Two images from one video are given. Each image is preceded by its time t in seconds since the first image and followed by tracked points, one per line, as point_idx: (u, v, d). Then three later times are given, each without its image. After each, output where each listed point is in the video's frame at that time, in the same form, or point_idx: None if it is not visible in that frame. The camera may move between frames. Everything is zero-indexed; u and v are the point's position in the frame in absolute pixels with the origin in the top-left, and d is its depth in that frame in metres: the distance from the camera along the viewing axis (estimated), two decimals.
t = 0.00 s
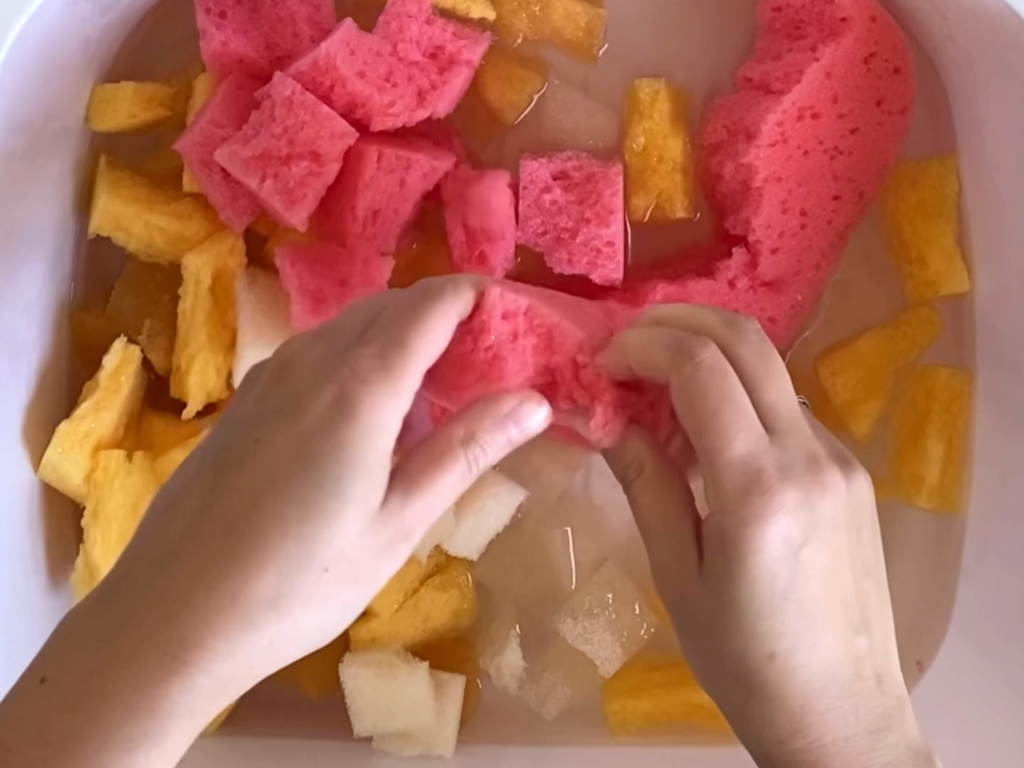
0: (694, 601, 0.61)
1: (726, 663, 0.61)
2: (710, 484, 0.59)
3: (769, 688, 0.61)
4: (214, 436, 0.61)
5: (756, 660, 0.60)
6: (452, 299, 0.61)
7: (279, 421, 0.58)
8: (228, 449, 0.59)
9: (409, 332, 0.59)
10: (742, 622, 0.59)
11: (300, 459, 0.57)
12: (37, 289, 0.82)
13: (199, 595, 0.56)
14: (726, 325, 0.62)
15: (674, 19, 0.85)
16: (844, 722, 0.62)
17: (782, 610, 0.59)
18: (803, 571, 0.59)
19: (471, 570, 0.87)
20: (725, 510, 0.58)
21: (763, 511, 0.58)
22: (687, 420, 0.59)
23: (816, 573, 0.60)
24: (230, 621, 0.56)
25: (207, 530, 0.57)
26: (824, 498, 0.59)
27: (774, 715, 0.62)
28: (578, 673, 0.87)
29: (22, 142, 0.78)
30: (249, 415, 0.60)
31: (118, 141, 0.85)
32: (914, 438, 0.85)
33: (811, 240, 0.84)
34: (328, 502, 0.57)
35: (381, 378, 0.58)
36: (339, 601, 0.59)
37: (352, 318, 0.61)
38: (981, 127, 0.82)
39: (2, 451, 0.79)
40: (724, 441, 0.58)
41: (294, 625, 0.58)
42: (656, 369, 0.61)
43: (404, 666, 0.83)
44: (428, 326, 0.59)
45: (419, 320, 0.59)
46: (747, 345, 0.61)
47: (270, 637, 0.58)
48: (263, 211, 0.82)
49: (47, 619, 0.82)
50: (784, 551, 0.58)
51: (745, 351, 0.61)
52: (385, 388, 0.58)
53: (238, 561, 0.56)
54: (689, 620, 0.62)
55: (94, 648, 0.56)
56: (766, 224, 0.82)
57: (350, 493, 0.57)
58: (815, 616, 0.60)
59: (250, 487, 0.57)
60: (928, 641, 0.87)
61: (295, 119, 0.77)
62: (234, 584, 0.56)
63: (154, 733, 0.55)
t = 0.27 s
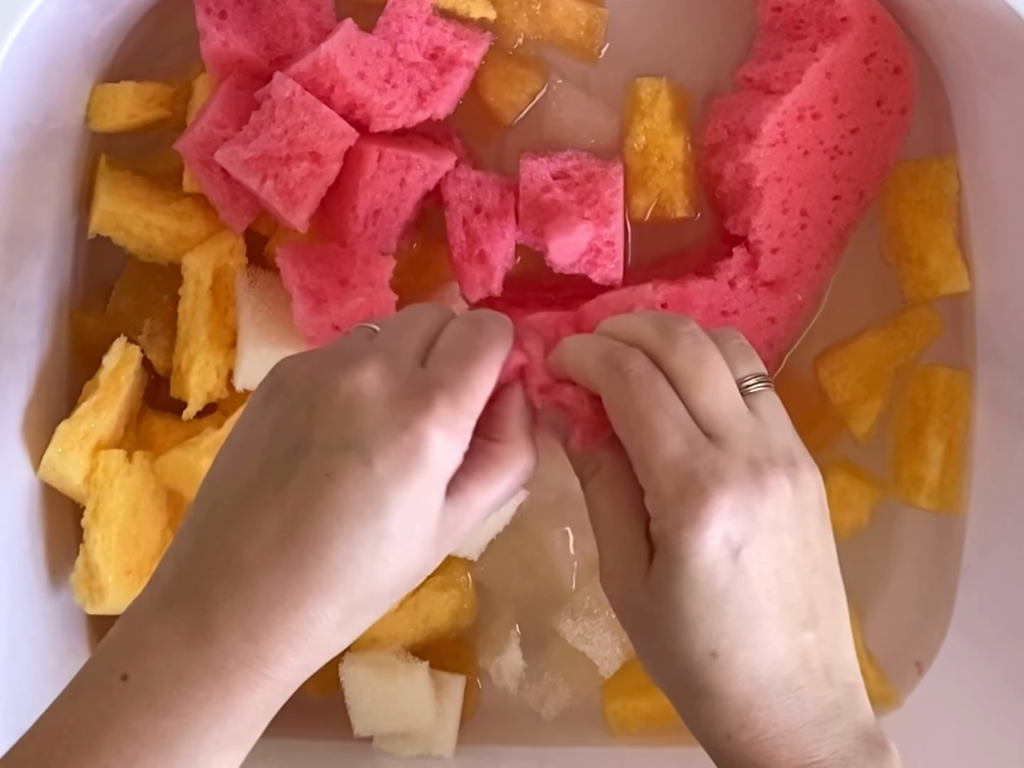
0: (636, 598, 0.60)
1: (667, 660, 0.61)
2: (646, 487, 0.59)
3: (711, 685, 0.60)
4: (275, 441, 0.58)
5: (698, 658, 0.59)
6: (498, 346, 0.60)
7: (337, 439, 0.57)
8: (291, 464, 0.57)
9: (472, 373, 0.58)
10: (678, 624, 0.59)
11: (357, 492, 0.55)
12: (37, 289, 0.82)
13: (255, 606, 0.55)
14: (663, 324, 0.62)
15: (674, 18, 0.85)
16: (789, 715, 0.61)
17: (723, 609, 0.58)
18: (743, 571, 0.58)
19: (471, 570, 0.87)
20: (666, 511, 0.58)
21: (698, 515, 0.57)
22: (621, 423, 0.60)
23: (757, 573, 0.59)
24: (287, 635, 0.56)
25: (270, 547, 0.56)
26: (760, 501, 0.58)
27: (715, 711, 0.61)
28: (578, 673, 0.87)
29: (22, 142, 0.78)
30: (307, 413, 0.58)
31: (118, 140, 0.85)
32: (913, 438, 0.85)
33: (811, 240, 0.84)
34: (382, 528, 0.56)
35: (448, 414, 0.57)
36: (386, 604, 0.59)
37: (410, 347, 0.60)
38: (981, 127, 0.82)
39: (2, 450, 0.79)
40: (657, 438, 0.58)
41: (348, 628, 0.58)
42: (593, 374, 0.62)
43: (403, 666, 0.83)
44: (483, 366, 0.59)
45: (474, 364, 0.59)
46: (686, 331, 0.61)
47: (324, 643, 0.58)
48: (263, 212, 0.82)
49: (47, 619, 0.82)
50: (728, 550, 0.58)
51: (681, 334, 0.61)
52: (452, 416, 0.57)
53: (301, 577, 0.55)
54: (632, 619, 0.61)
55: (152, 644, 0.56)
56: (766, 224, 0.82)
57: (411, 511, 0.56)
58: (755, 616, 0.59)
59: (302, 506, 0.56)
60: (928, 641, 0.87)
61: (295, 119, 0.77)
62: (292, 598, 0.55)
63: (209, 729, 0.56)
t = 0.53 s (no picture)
0: (617, 690, 0.56)
1: (654, 745, 0.56)
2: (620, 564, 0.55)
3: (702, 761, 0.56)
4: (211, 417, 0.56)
5: (692, 733, 0.55)
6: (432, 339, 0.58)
7: (250, 406, 0.54)
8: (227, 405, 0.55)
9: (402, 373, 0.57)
10: (664, 702, 0.54)
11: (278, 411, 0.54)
12: (37, 289, 0.82)
13: (214, 576, 0.53)
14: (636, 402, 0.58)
15: (674, 18, 0.85)
16: None
17: (709, 677, 0.54)
18: (723, 636, 0.54)
19: (471, 570, 0.87)
20: (644, 580, 0.53)
21: (680, 576, 0.53)
22: (580, 498, 0.56)
23: (738, 633, 0.55)
24: (240, 596, 0.54)
25: (205, 519, 0.54)
26: (744, 551, 0.54)
27: None
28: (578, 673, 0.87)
29: (22, 143, 0.78)
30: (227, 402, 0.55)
31: (119, 140, 0.85)
32: (913, 438, 0.85)
33: (811, 240, 0.84)
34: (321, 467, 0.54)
35: (395, 402, 0.56)
36: (348, 560, 0.57)
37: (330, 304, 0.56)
38: (981, 127, 0.82)
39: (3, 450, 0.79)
40: (626, 508, 0.54)
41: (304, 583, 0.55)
42: (541, 458, 0.57)
43: (403, 666, 0.83)
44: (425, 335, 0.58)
45: (402, 367, 0.57)
46: (625, 404, 0.57)
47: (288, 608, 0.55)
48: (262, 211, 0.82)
49: (47, 619, 0.82)
50: (708, 619, 0.54)
51: (632, 414, 0.57)
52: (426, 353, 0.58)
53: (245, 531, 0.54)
54: (606, 713, 0.56)
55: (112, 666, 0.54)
56: (766, 224, 0.82)
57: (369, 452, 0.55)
58: (737, 676, 0.55)
59: (232, 477, 0.54)
60: (928, 641, 0.87)
61: (295, 119, 0.77)
62: (243, 563, 0.53)
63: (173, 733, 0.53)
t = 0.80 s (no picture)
0: (802, 718, 0.62)
1: None
2: (819, 588, 0.63)
3: None
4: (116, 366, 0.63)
5: None
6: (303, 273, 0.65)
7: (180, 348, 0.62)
8: (135, 383, 0.62)
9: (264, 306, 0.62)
10: (846, 735, 0.62)
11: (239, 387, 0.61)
12: (37, 289, 0.82)
13: (129, 544, 0.59)
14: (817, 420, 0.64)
15: (674, 18, 0.85)
16: None
17: (876, 722, 0.62)
18: (903, 665, 0.64)
19: (471, 571, 0.87)
20: (855, 606, 0.62)
21: (877, 609, 0.62)
22: (787, 524, 0.62)
23: (899, 668, 0.63)
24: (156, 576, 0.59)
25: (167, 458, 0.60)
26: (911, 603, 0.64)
27: None
28: (578, 673, 0.87)
29: (22, 143, 0.78)
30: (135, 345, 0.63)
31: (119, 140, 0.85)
32: (914, 438, 0.85)
33: (811, 240, 0.84)
34: (232, 443, 0.61)
35: (267, 313, 0.62)
36: (254, 494, 0.62)
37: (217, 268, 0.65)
38: (981, 127, 0.82)
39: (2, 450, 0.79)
40: (835, 541, 0.62)
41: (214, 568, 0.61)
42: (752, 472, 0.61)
43: (403, 666, 0.83)
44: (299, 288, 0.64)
45: (291, 283, 0.64)
46: (847, 442, 0.64)
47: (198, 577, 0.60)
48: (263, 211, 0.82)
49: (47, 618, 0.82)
50: (898, 642, 0.63)
51: (840, 449, 0.64)
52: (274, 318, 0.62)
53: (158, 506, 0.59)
54: (789, 738, 0.62)
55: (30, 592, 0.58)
56: (766, 224, 0.82)
57: (244, 426, 0.61)
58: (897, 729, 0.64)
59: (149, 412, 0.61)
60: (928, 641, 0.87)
61: (295, 120, 0.77)
62: (153, 527, 0.59)
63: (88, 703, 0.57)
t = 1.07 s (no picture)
0: (814, 598, 0.61)
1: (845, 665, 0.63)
2: (830, 456, 0.66)
3: (874, 677, 0.63)
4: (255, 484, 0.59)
5: (885, 650, 0.63)
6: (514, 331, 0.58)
7: (318, 492, 0.57)
8: (262, 486, 0.59)
9: (457, 379, 0.57)
10: (866, 611, 0.62)
11: (365, 526, 0.57)
12: (37, 289, 0.82)
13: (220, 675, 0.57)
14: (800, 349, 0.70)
15: (675, 18, 0.85)
16: (906, 679, 0.64)
17: (894, 602, 0.62)
18: (920, 554, 0.63)
19: (471, 571, 0.87)
20: (868, 480, 0.63)
21: (898, 486, 0.62)
22: (809, 403, 0.68)
23: (918, 557, 0.63)
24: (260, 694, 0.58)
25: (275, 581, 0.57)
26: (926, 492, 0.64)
27: (867, 683, 0.63)
28: (577, 673, 0.87)
29: (22, 143, 0.78)
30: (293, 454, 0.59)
31: (119, 140, 0.85)
32: (914, 438, 0.85)
33: (811, 240, 0.84)
34: (364, 548, 0.57)
35: (416, 425, 0.56)
36: (390, 583, 0.59)
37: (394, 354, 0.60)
38: (981, 127, 0.82)
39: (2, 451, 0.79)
40: (857, 415, 0.66)
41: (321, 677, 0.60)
42: (778, 354, 0.69)
43: (403, 666, 0.83)
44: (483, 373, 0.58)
45: (462, 372, 0.57)
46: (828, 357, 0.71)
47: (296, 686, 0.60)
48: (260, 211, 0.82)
49: (47, 619, 0.82)
50: (916, 542, 0.63)
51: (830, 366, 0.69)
52: (421, 439, 0.56)
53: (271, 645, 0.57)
54: (797, 623, 0.61)
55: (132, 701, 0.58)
56: (766, 224, 0.82)
57: (378, 531, 0.57)
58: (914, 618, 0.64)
59: (280, 546, 0.57)
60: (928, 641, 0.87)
61: (295, 120, 0.77)
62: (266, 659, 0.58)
63: None
